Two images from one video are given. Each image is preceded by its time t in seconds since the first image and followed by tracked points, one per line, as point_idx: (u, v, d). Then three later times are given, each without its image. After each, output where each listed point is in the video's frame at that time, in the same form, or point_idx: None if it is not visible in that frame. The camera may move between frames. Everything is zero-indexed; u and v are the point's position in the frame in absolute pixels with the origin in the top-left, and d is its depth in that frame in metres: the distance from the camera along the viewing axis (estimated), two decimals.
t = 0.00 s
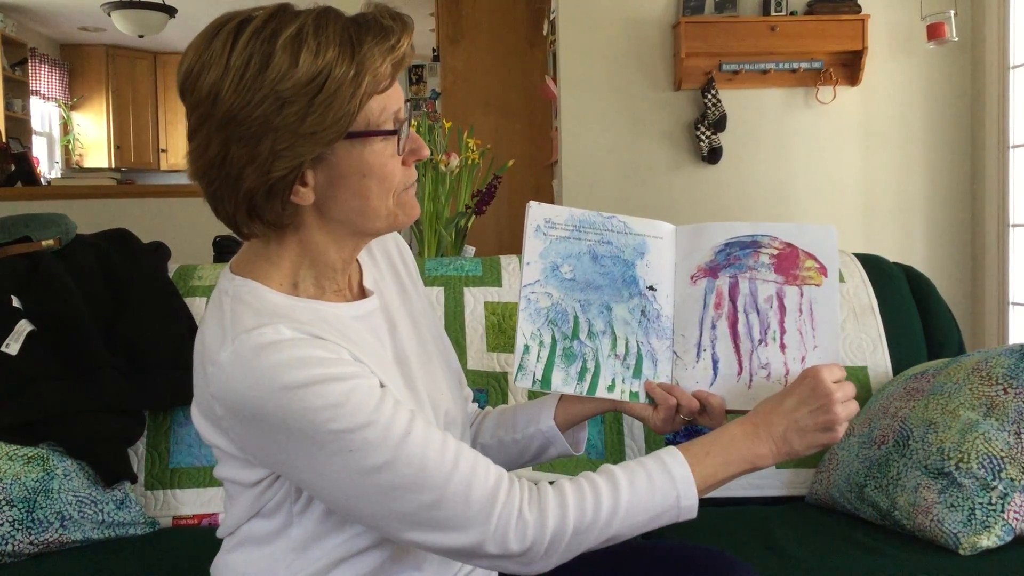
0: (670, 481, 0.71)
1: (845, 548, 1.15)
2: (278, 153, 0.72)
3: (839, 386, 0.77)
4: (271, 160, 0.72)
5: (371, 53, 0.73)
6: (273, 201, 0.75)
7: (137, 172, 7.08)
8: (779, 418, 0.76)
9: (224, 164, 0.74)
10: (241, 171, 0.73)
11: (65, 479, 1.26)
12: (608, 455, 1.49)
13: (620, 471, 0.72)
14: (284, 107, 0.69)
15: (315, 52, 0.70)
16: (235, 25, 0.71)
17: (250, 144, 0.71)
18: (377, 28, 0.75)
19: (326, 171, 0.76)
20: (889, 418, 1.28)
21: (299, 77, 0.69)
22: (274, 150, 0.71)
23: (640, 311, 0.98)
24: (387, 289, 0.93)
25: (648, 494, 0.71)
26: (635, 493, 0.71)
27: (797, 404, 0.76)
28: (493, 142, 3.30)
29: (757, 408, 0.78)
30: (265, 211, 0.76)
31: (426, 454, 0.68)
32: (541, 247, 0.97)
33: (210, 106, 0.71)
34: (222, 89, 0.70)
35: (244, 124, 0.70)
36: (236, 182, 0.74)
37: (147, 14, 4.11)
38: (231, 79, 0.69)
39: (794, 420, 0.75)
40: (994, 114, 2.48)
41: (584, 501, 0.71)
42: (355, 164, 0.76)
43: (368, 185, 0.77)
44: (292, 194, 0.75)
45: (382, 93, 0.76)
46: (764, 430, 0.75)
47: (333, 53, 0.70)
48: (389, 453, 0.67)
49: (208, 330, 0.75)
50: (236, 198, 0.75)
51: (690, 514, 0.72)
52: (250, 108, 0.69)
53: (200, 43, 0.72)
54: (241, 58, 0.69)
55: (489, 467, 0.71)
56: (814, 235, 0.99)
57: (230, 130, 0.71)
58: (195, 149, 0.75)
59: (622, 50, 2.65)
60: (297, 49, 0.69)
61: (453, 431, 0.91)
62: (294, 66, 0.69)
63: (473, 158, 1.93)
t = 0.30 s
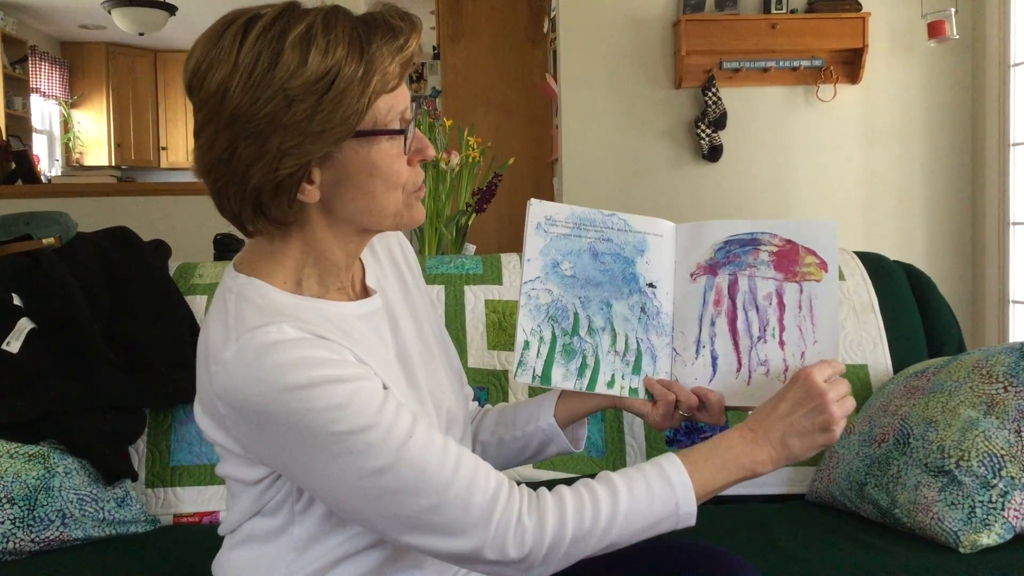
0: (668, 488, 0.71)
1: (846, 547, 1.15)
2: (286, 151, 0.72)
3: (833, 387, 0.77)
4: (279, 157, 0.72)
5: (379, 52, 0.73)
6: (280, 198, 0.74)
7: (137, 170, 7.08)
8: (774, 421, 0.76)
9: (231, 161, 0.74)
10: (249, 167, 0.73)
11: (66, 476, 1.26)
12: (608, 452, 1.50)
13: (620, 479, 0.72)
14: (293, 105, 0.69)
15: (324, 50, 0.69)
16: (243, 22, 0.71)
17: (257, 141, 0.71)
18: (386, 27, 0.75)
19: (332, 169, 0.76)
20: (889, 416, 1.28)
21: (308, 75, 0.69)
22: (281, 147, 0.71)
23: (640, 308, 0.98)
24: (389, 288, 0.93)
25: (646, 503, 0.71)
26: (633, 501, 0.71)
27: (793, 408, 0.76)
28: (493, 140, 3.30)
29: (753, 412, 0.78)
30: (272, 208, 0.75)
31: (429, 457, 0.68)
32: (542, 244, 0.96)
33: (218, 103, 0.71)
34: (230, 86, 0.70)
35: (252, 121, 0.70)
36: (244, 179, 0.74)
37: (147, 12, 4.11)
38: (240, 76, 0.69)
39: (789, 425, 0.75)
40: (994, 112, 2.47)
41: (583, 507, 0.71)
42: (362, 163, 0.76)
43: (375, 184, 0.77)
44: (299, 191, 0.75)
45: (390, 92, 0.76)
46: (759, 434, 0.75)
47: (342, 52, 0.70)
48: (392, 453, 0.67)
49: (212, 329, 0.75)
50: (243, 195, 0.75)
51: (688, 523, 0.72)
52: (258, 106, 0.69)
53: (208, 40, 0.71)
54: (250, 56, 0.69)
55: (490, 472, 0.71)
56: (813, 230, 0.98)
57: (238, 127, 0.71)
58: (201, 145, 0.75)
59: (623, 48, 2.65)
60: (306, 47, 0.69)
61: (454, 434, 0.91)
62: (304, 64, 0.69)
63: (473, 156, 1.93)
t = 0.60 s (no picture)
0: (666, 494, 0.72)
1: (847, 547, 1.15)
2: (295, 151, 0.71)
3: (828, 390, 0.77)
4: (288, 158, 0.72)
5: (391, 54, 0.73)
6: (287, 198, 0.74)
7: (137, 171, 7.08)
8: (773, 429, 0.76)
9: (239, 160, 0.73)
10: (257, 167, 0.72)
11: (66, 476, 1.26)
12: (608, 453, 1.50)
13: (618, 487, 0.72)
14: (303, 105, 0.69)
15: (335, 51, 0.69)
16: (254, 22, 0.70)
17: (266, 141, 0.71)
18: (397, 30, 0.75)
19: (340, 170, 0.76)
20: (889, 416, 1.28)
21: (319, 76, 0.69)
22: (291, 147, 0.71)
23: (641, 308, 0.98)
24: (392, 288, 0.93)
25: (645, 512, 0.71)
26: (632, 508, 0.71)
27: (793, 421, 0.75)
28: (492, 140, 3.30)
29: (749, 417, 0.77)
30: (279, 208, 0.75)
31: (432, 461, 0.68)
32: (543, 245, 0.97)
33: (228, 102, 0.70)
34: (240, 86, 0.69)
35: (262, 121, 0.70)
36: (252, 179, 0.73)
37: (146, 12, 4.10)
38: (251, 75, 0.69)
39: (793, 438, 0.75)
40: (994, 112, 2.47)
41: (582, 514, 0.71)
42: (370, 165, 0.76)
43: (381, 186, 0.78)
44: (307, 192, 0.75)
45: (400, 95, 0.76)
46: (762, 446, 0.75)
47: (353, 54, 0.70)
48: (396, 456, 0.67)
49: (216, 330, 0.75)
50: (250, 194, 0.74)
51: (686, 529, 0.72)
52: (268, 105, 0.69)
53: (219, 39, 0.71)
54: (261, 55, 0.69)
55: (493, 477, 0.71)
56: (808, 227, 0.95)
57: (247, 127, 0.71)
58: (208, 144, 0.75)
59: (622, 48, 2.65)
60: (318, 48, 0.69)
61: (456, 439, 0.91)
62: (315, 65, 0.69)
63: (473, 156, 1.93)
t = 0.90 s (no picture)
0: (660, 508, 0.72)
1: (845, 547, 1.15)
2: (302, 150, 0.71)
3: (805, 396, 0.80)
4: (294, 157, 0.71)
5: (401, 57, 0.73)
6: (292, 198, 0.74)
7: (135, 171, 7.07)
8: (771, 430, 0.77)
9: (245, 157, 0.72)
10: (263, 166, 0.72)
11: (64, 477, 1.26)
12: (607, 453, 1.50)
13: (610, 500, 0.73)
14: (313, 104, 0.69)
15: (347, 52, 0.69)
16: (265, 19, 0.70)
17: (274, 139, 0.70)
18: (408, 33, 0.75)
19: (345, 170, 0.75)
20: (886, 417, 1.28)
21: (330, 76, 0.69)
22: (298, 146, 0.71)
23: (643, 307, 0.98)
24: (392, 289, 0.93)
25: (639, 527, 0.71)
26: (627, 523, 0.71)
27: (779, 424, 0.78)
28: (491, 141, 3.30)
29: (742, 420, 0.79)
30: (283, 207, 0.75)
31: (430, 468, 0.68)
32: (545, 245, 0.97)
33: (236, 99, 0.70)
34: (250, 83, 0.69)
35: (270, 119, 0.69)
36: (257, 177, 0.73)
37: (145, 12, 4.10)
38: (261, 73, 0.68)
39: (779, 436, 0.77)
40: (992, 113, 2.48)
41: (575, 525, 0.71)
42: (377, 167, 0.76)
43: (386, 187, 0.77)
44: (312, 191, 0.74)
45: (408, 98, 0.76)
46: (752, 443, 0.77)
47: (364, 55, 0.70)
48: (394, 462, 0.67)
49: (215, 330, 0.75)
50: (255, 193, 0.74)
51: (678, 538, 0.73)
52: (277, 104, 0.69)
53: (228, 35, 0.70)
54: (271, 53, 0.68)
55: (488, 487, 0.71)
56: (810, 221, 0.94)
57: (254, 125, 0.70)
58: (213, 141, 0.74)
59: (621, 48, 2.65)
60: (329, 48, 0.69)
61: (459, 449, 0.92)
62: (326, 65, 0.68)
63: (471, 156, 1.93)
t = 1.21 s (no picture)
0: (656, 513, 0.72)
1: (845, 547, 1.15)
2: (307, 151, 0.71)
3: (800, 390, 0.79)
4: (299, 157, 0.71)
5: (403, 56, 0.73)
6: (297, 199, 0.74)
7: (135, 171, 7.07)
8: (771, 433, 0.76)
9: (250, 158, 0.72)
10: (267, 166, 0.72)
11: (64, 477, 1.26)
12: (607, 453, 1.50)
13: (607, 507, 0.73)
14: (316, 104, 0.69)
15: (349, 52, 0.70)
16: (267, 20, 0.70)
17: (278, 140, 0.70)
18: (410, 32, 0.75)
19: (349, 170, 0.75)
20: (886, 417, 1.28)
21: (333, 76, 0.69)
22: (303, 147, 0.71)
23: (641, 322, 0.99)
24: (393, 290, 0.93)
25: (635, 533, 0.72)
26: (622, 529, 0.71)
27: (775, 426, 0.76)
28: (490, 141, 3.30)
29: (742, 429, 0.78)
30: (288, 209, 0.75)
31: (430, 471, 0.68)
32: (540, 276, 1.01)
33: (239, 100, 0.70)
34: (253, 84, 0.69)
35: (274, 120, 0.69)
36: (262, 178, 0.73)
37: (145, 12, 4.10)
38: (264, 73, 0.68)
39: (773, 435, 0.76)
40: (992, 113, 2.48)
41: (570, 533, 0.71)
42: (381, 166, 0.76)
43: (390, 186, 0.77)
44: (317, 192, 0.74)
45: (411, 97, 0.76)
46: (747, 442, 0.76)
47: (367, 55, 0.71)
48: (394, 465, 0.67)
49: (217, 331, 0.75)
50: (259, 194, 0.74)
51: (676, 541, 0.74)
52: (281, 105, 0.69)
53: (230, 37, 0.70)
54: (274, 54, 0.68)
55: (486, 491, 0.71)
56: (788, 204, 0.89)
57: (258, 126, 0.70)
58: (217, 143, 0.74)
59: (620, 48, 2.65)
60: (331, 49, 0.69)
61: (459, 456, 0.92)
62: (329, 65, 0.69)
63: (471, 156, 1.94)
